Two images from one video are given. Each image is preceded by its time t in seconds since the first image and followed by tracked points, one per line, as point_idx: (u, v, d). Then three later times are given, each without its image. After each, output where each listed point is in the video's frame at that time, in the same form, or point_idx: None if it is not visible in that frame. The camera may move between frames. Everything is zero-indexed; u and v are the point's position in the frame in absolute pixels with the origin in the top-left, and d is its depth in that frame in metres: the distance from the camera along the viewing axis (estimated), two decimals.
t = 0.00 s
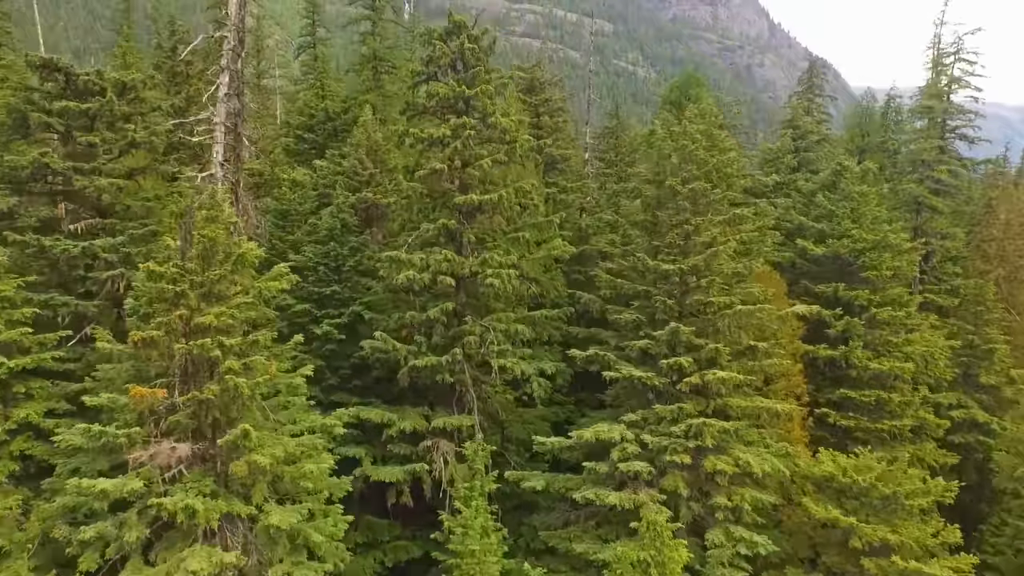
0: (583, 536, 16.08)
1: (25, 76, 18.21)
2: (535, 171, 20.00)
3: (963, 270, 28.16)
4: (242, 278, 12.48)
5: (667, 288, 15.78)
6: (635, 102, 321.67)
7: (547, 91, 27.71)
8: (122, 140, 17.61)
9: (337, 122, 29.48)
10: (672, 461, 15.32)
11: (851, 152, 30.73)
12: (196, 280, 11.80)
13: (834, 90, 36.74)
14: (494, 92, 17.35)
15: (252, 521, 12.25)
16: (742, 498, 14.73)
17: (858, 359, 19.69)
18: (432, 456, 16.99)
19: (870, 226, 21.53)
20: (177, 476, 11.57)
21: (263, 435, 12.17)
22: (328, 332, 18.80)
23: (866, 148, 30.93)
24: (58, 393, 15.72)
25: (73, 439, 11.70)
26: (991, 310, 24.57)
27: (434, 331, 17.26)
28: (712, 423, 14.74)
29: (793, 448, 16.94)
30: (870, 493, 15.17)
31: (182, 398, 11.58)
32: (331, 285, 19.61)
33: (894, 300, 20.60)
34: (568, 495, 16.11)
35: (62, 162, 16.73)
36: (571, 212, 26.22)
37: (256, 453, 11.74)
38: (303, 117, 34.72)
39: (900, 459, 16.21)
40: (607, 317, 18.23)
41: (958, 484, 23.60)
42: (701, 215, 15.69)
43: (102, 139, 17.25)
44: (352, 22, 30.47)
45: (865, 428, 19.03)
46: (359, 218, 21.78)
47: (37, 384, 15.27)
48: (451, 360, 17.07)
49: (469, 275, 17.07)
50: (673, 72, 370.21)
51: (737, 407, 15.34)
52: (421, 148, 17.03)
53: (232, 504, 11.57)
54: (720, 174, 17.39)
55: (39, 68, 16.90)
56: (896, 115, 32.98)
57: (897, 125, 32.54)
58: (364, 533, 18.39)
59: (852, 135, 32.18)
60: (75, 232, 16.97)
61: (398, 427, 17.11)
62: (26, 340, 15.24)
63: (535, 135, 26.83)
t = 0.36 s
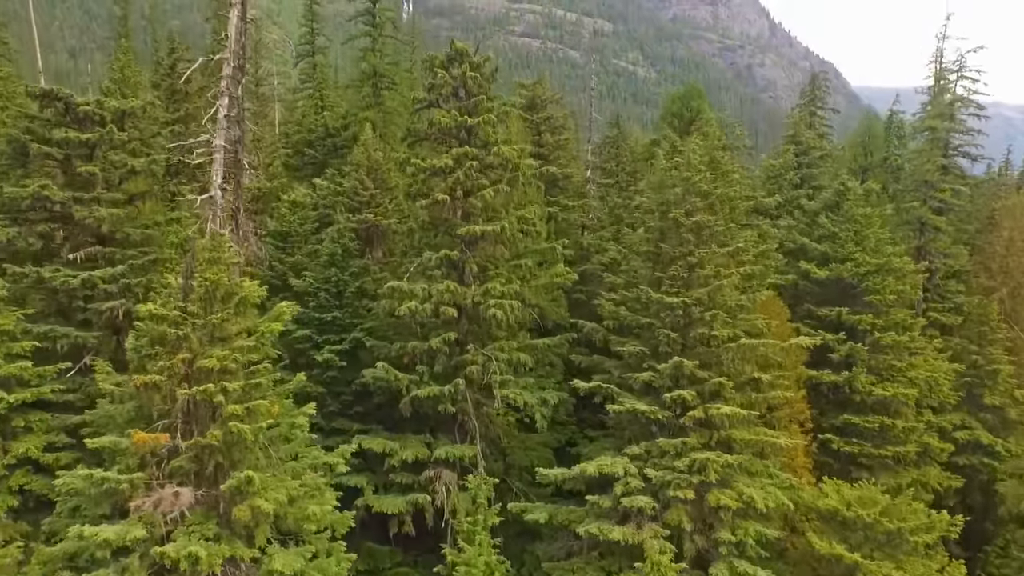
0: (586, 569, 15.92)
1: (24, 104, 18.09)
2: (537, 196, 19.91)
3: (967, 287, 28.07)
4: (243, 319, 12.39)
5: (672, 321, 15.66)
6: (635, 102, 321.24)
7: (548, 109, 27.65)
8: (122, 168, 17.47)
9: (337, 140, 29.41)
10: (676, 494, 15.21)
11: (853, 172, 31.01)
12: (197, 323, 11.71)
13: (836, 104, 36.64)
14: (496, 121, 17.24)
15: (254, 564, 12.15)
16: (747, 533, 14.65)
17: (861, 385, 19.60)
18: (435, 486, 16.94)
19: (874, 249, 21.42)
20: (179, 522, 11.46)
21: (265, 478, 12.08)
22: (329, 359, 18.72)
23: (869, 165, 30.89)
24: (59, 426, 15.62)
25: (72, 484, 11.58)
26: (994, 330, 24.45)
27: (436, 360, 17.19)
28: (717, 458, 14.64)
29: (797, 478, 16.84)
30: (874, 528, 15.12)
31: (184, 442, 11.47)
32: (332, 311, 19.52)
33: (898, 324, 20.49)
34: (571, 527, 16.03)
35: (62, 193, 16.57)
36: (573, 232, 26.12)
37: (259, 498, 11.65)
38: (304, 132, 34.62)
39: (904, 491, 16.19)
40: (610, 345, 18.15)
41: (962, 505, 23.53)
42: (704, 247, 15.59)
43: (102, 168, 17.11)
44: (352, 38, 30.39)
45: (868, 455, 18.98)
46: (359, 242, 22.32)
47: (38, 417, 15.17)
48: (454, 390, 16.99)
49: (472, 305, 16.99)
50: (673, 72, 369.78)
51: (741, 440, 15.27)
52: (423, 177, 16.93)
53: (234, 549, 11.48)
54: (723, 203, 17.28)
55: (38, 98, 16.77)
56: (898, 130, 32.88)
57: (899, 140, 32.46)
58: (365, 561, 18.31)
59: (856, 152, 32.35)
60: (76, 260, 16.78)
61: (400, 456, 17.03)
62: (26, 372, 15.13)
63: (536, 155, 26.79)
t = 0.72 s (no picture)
0: None
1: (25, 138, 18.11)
2: (538, 227, 19.99)
3: (968, 306, 28.07)
4: (246, 368, 12.51)
5: (673, 360, 15.70)
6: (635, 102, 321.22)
7: (549, 129, 27.78)
8: (123, 202, 17.51)
9: (337, 159, 29.44)
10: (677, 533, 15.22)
11: (854, 196, 30.93)
12: (201, 374, 11.84)
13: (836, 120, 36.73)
14: (497, 158, 17.33)
15: None
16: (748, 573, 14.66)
17: (861, 414, 19.66)
18: (436, 521, 16.98)
19: (873, 277, 21.51)
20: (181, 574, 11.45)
21: (268, 528, 12.10)
22: (331, 391, 18.79)
23: (869, 189, 30.91)
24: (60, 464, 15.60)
25: (74, 536, 11.57)
26: (995, 353, 24.48)
27: (437, 395, 17.23)
28: (718, 499, 14.66)
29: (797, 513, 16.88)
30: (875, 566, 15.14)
31: (188, 495, 11.49)
32: (334, 342, 19.57)
33: (897, 352, 20.57)
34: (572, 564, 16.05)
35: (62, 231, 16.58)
36: (573, 254, 26.16)
37: (262, 550, 11.67)
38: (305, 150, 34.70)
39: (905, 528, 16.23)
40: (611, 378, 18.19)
41: (962, 529, 23.54)
42: (704, 285, 15.67)
43: (104, 204, 17.14)
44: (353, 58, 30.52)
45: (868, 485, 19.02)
46: (359, 265, 23.08)
47: (38, 455, 15.13)
48: (455, 425, 17.02)
49: (473, 340, 17.05)
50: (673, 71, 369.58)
51: (741, 479, 15.33)
52: (424, 213, 17.03)
53: None
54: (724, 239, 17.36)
55: (40, 135, 16.85)
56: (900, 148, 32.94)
57: (900, 157, 32.51)
58: None
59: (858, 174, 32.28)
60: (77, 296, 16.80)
61: (401, 490, 17.06)
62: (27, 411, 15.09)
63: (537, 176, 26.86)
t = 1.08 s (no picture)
0: None
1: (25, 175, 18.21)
2: (537, 258, 20.05)
3: (966, 327, 28.11)
4: (245, 418, 12.65)
5: (671, 400, 15.72)
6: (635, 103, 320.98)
7: (547, 152, 27.88)
8: (124, 239, 17.63)
9: (336, 180, 29.51)
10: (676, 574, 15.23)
11: (851, 221, 30.79)
12: (200, 426, 11.99)
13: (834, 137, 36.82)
14: (495, 194, 17.37)
15: None
16: None
17: (860, 445, 19.68)
18: (436, 557, 17.02)
19: (871, 306, 21.55)
20: None
21: None
22: (330, 424, 18.88)
23: (867, 213, 30.78)
24: (59, 504, 15.62)
25: None
26: (992, 377, 24.53)
27: (436, 431, 17.29)
28: (716, 541, 14.66)
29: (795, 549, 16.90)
30: None
31: (188, 550, 11.54)
32: (333, 374, 19.75)
33: (895, 381, 20.64)
34: None
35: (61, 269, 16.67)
36: (572, 277, 26.22)
37: None
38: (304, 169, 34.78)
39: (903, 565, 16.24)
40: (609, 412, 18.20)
41: (960, 554, 23.57)
42: (701, 323, 15.73)
43: (103, 242, 17.24)
44: (352, 78, 30.65)
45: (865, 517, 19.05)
46: (359, 291, 23.44)
47: (37, 496, 15.14)
48: (454, 461, 17.06)
49: (472, 377, 17.10)
50: (673, 72, 369.51)
51: (739, 518, 15.36)
52: (423, 250, 17.06)
53: None
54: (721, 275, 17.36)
55: (41, 173, 16.95)
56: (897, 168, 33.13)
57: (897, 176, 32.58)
58: None
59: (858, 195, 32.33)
60: (76, 333, 16.88)
61: (401, 526, 17.11)
62: (26, 453, 15.09)
63: (536, 199, 26.91)
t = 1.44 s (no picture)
0: None
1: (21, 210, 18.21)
2: (534, 288, 20.08)
3: (965, 347, 28.05)
4: (241, 465, 12.56)
5: (668, 437, 15.66)
6: (635, 104, 321.21)
7: (545, 173, 27.88)
8: (121, 271, 17.60)
9: (333, 199, 29.46)
10: None
11: (848, 243, 29.97)
12: (196, 476, 11.90)
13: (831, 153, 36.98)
14: (493, 227, 17.38)
15: None
16: None
17: (858, 474, 19.65)
18: None
19: (870, 332, 21.53)
20: None
21: None
22: (328, 456, 18.89)
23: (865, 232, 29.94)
24: (56, 543, 15.53)
25: None
26: (991, 400, 24.47)
27: (434, 465, 17.23)
28: None
29: None
30: None
31: None
32: (331, 405, 19.76)
33: (894, 409, 20.59)
34: None
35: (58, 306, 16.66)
36: (570, 299, 26.22)
37: None
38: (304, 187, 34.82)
39: None
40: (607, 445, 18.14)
41: None
42: (698, 359, 15.73)
43: (100, 277, 17.25)
44: (351, 97, 30.78)
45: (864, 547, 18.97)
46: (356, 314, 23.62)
47: (33, 536, 14.92)
48: (452, 496, 17.00)
49: (470, 413, 17.03)
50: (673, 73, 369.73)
51: (737, 557, 15.23)
52: (421, 284, 17.00)
53: None
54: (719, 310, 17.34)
55: (39, 208, 16.96)
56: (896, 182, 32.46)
57: (895, 194, 32.56)
58: None
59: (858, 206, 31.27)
60: (73, 369, 16.87)
61: (399, 561, 17.04)
62: (22, 492, 14.92)
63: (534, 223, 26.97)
